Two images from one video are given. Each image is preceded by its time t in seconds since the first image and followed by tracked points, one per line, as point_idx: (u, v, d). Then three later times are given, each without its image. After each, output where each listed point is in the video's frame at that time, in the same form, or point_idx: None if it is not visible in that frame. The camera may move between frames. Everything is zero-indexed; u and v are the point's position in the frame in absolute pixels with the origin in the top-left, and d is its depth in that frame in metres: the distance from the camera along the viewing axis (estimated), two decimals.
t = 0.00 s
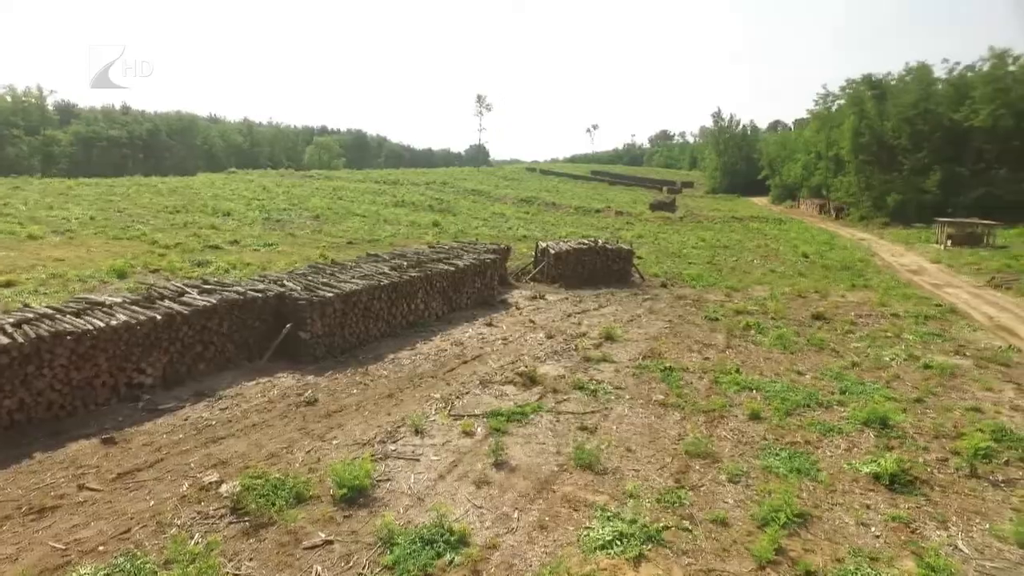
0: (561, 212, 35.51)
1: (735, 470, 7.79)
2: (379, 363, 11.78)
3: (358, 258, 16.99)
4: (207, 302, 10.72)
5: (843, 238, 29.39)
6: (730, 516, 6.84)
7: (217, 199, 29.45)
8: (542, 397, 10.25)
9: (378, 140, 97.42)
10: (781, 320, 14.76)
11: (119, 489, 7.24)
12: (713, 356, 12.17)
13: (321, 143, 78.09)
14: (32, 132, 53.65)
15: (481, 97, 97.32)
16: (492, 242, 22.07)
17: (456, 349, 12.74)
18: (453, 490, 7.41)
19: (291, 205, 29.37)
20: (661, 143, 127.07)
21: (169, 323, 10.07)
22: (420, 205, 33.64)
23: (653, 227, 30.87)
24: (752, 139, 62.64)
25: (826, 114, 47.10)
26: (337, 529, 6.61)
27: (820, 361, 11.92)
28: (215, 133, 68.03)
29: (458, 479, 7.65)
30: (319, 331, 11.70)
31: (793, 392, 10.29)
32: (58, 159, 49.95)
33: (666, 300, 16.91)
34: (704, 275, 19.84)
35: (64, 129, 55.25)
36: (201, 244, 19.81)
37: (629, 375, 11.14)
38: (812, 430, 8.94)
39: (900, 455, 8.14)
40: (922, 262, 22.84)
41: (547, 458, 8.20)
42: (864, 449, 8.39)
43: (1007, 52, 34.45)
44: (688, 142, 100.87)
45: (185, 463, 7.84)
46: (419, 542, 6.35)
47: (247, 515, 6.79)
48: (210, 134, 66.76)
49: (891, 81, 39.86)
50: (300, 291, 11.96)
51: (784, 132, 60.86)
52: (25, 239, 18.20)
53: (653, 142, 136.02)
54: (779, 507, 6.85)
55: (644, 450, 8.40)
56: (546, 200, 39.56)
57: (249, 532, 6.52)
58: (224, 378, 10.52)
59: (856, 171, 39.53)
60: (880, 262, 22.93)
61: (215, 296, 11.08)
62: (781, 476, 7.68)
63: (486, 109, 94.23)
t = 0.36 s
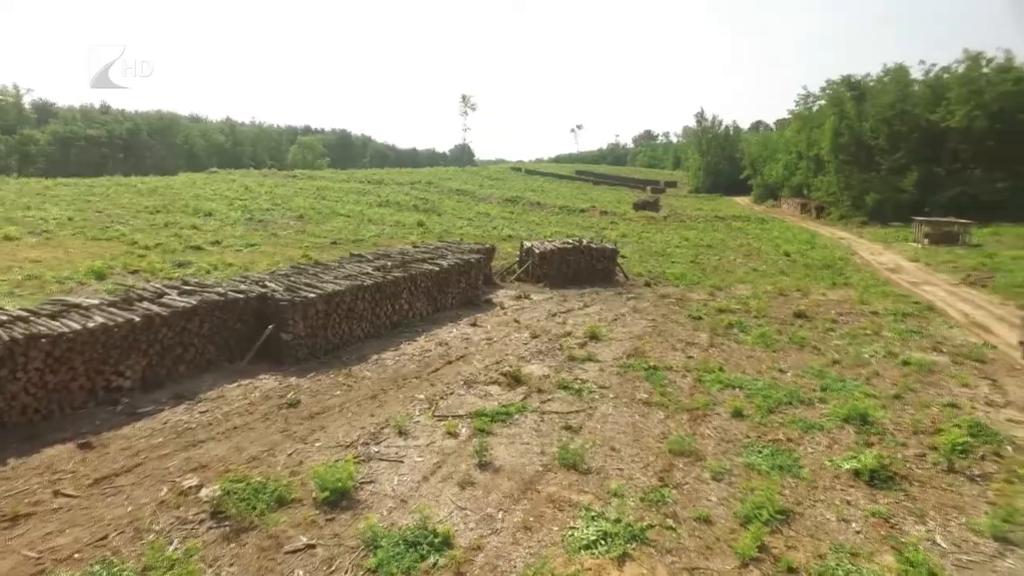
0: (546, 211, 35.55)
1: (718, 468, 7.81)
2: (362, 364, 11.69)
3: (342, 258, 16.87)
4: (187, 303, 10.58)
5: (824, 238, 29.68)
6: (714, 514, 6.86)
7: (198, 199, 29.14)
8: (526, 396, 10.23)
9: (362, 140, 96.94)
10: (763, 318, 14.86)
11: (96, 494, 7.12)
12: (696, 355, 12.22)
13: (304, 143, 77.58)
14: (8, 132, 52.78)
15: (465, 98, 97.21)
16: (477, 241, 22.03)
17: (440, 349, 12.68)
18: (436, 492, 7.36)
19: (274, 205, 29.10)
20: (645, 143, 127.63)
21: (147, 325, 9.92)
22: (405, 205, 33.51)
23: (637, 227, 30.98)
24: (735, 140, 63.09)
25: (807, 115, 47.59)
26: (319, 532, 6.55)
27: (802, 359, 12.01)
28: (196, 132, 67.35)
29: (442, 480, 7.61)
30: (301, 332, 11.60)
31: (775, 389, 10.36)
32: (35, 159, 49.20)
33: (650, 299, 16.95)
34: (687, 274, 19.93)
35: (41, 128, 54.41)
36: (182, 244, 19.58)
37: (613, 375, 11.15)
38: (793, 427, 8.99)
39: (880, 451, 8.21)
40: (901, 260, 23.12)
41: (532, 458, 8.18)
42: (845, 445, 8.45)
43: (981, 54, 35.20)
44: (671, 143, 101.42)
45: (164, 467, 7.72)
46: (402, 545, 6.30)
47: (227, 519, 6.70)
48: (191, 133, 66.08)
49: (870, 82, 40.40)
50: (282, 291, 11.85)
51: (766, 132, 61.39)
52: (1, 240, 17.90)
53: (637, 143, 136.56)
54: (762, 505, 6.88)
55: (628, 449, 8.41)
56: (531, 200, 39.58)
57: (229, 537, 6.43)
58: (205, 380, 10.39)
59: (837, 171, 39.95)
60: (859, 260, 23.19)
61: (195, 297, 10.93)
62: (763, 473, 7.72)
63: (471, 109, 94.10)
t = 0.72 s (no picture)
0: (530, 211, 35.63)
1: (703, 465, 7.90)
2: (347, 364, 11.65)
3: (326, 258, 16.80)
4: (168, 304, 10.48)
5: (805, 237, 30.06)
6: (698, 510, 6.94)
7: (180, 199, 28.82)
8: (512, 396, 10.26)
9: (346, 140, 96.41)
10: (746, 317, 15.02)
11: (76, 498, 7.03)
12: (680, 353, 12.33)
13: (286, 143, 77.02)
14: None
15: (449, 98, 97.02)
16: (461, 241, 22.02)
17: (425, 349, 12.67)
18: (423, 492, 7.36)
19: (257, 205, 28.88)
20: (628, 143, 128.16)
21: (128, 326, 9.81)
22: (389, 205, 33.40)
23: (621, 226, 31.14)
24: (717, 140, 63.62)
25: (787, 116, 48.13)
26: (304, 533, 6.53)
27: (784, 356, 12.16)
28: (177, 131, 66.58)
29: (428, 480, 7.61)
30: (285, 333, 11.53)
31: (758, 386, 10.49)
32: (11, 158, 48.37)
33: (635, 298, 17.07)
34: (671, 273, 20.09)
35: (17, 127, 53.48)
36: (163, 245, 19.37)
37: (598, 373, 11.22)
38: (776, 424, 9.11)
39: (860, 446, 8.35)
40: (879, 259, 23.49)
41: (518, 457, 8.22)
42: (826, 441, 8.58)
43: (954, 57, 35.92)
44: (653, 143, 102.02)
45: (147, 470, 7.65)
46: (389, 545, 6.30)
47: (211, 521, 6.66)
48: (171, 132, 65.33)
49: (848, 84, 41.00)
50: (265, 292, 11.77)
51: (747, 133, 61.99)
52: None
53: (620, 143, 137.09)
54: (745, 500, 6.97)
55: (613, 447, 8.47)
56: (516, 199, 39.64)
57: (214, 539, 6.39)
58: (187, 382, 10.30)
59: (817, 171, 40.47)
60: (839, 259, 23.51)
61: (176, 298, 10.83)
62: (746, 469, 7.82)
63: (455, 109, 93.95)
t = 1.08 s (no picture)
0: (516, 211, 35.71)
1: (688, 461, 7.99)
2: (333, 365, 11.63)
3: (311, 258, 16.73)
4: (152, 305, 10.40)
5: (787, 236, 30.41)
6: (684, 506, 7.03)
7: (163, 199, 28.56)
8: (499, 395, 10.31)
9: (330, 139, 95.92)
10: (730, 315, 15.19)
11: (59, 501, 6.98)
12: (666, 351, 12.45)
13: (271, 143, 76.53)
14: None
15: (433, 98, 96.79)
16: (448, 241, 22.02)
17: (412, 349, 12.68)
18: (411, 491, 7.39)
19: (241, 205, 28.67)
20: (613, 143, 128.68)
21: (111, 327, 9.72)
22: (375, 205, 33.32)
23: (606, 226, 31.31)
24: (701, 140, 64.10)
25: (770, 116, 48.62)
26: (292, 534, 6.53)
27: (767, 354, 12.33)
28: (159, 130, 65.88)
29: (416, 479, 7.64)
30: (271, 333, 11.49)
31: (742, 384, 10.62)
32: None
33: (620, 297, 17.17)
34: (656, 272, 20.25)
35: None
36: (146, 245, 19.19)
37: (585, 372, 11.30)
38: (759, 420, 9.24)
39: (841, 441, 8.49)
40: (859, 258, 23.81)
41: (505, 455, 8.26)
42: (809, 437, 8.71)
43: (932, 59, 36.56)
44: (638, 144, 102.50)
45: (131, 472, 7.61)
46: (377, 544, 6.32)
47: (197, 523, 6.64)
48: (153, 131, 64.64)
49: (829, 85, 41.54)
50: (250, 292, 11.72)
51: (730, 133, 62.54)
52: None
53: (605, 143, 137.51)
54: (730, 496, 7.07)
55: (600, 445, 8.55)
56: (501, 199, 39.71)
57: (200, 540, 6.38)
58: (171, 383, 10.23)
59: (799, 171, 40.93)
60: (820, 258, 23.81)
61: (160, 299, 10.75)
62: (731, 465, 7.93)
63: (440, 109, 93.79)
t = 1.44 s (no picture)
0: (499, 211, 35.77)
1: (671, 458, 8.09)
2: (316, 366, 11.59)
3: (294, 259, 16.64)
4: (132, 306, 10.29)
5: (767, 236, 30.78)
6: (667, 502, 7.12)
7: (142, 199, 28.21)
8: (484, 394, 10.34)
9: (312, 139, 95.24)
10: (712, 314, 15.36)
11: (38, 506, 6.89)
12: (649, 350, 12.57)
13: (251, 142, 75.83)
14: None
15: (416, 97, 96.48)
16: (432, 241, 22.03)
17: (396, 349, 12.67)
18: (396, 491, 7.40)
19: (222, 206, 28.43)
20: (596, 143, 129.18)
21: (90, 329, 9.61)
22: (358, 205, 33.18)
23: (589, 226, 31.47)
24: (682, 140, 64.59)
25: (749, 117, 49.16)
26: (277, 535, 6.52)
27: (748, 351, 12.49)
28: (137, 129, 64.98)
29: (401, 479, 7.65)
30: (254, 334, 11.42)
31: (723, 381, 10.75)
32: None
33: (603, 296, 17.30)
34: (639, 272, 20.40)
35: None
36: (125, 246, 18.95)
37: (569, 371, 11.38)
38: (740, 417, 9.37)
39: (820, 437, 8.64)
40: (837, 256, 24.18)
41: (490, 454, 8.30)
42: (788, 433, 8.86)
43: (906, 61, 37.26)
44: (620, 144, 103.01)
45: (111, 475, 7.54)
46: (363, 544, 6.33)
47: (180, 526, 6.60)
48: (132, 130, 63.74)
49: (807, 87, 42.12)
50: (232, 293, 11.64)
51: (711, 134, 63.11)
52: None
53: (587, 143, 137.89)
54: (712, 492, 7.17)
55: (584, 443, 8.62)
56: (484, 199, 39.74)
57: (183, 543, 6.34)
58: (152, 386, 10.14)
59: (778, 172, 41.44)
60: (800, 257, 24.15)
61: (140, 300, 10.63)
62: (712, 462, 8.04)
63: (422, 108, 93.53)
